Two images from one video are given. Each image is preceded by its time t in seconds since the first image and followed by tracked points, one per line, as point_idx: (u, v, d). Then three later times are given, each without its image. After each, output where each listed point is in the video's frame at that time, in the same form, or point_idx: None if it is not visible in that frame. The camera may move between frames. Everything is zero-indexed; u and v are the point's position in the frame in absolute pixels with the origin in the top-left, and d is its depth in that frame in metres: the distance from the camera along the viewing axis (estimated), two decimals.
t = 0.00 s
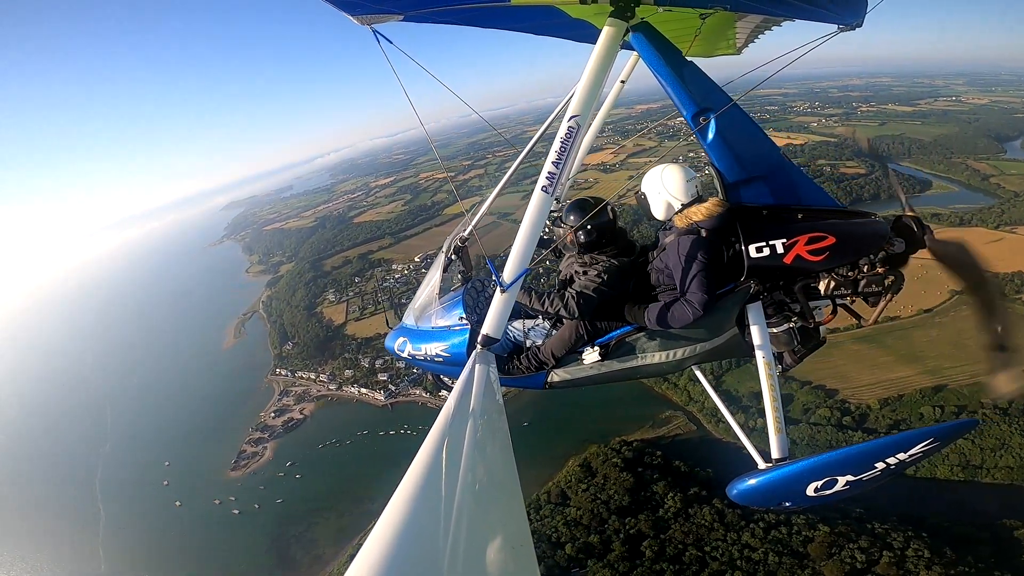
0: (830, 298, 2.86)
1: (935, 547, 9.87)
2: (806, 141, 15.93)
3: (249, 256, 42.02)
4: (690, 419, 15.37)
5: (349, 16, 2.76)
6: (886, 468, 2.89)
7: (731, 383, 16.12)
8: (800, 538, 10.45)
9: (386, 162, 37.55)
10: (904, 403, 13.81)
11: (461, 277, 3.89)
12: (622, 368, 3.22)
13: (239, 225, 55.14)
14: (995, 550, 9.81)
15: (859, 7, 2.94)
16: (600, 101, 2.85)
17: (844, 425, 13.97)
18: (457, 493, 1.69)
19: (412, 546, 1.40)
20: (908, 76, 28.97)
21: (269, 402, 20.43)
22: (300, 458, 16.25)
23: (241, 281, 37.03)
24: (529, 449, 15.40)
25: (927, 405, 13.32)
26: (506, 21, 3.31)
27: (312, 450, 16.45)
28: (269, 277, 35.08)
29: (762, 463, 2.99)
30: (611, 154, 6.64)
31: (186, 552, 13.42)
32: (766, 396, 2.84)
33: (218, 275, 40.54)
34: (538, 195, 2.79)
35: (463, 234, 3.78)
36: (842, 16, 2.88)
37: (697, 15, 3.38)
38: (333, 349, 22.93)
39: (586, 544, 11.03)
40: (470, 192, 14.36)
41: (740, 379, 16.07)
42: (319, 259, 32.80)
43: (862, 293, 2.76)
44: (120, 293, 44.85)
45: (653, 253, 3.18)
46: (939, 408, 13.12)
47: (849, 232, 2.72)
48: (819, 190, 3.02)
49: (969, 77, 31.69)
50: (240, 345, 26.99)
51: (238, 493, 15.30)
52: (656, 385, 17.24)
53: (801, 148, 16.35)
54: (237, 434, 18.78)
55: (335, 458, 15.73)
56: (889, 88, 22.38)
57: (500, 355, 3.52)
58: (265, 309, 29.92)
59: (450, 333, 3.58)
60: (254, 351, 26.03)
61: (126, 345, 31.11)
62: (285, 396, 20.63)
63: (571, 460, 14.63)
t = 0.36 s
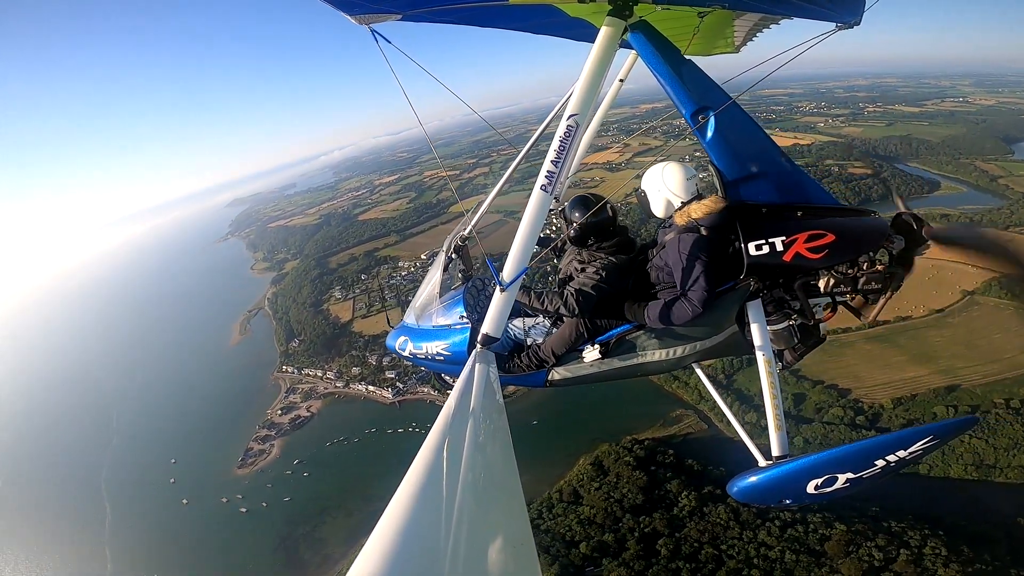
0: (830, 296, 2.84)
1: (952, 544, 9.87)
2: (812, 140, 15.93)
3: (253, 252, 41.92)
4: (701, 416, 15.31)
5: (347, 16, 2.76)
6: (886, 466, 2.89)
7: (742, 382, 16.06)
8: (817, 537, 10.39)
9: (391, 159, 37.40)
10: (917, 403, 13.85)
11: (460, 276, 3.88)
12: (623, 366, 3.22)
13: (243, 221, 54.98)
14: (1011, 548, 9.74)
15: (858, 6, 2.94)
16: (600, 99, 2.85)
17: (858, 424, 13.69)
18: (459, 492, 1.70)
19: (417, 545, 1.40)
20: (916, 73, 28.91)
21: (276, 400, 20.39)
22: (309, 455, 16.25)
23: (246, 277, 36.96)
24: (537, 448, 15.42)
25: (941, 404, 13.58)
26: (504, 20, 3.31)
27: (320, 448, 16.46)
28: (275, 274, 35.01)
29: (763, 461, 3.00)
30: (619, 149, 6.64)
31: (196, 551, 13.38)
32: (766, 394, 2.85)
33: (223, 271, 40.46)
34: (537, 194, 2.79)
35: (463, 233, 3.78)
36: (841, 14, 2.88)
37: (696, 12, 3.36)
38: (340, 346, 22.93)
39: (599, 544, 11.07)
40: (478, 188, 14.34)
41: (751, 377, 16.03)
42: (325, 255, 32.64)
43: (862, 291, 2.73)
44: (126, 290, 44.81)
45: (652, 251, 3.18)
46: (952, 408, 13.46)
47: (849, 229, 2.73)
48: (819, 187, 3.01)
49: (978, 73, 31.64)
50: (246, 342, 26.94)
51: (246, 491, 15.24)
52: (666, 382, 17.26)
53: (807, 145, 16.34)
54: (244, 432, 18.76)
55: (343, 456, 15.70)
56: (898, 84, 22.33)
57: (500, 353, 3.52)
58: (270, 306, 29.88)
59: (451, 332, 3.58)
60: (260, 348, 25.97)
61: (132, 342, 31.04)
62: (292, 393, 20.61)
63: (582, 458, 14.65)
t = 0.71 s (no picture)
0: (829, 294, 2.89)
1: (969, 543, 9.70)
2: (817, 139, 15.98)
3: (259, 249, 41.84)
4: (712, 414, 15.20)
5: (346, 15, 2.77)
6: (884, 462, 2.90)
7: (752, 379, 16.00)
8: (833, 535, 10.35)
9: (396, 157, 37.26)
10: (930, 402, 13.42)
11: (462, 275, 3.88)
12: (623, 363, 3.24)
13: (248, 218, 54.91)
14: None
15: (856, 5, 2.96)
16: (598, 97, 2.85)
17: (872, 423, 13.55)
18: (457, 490, 1.71)
19: (415, 544, 1.41)
20: (927, 71, 28.82)
21: (283, 397, 20.38)
22: (316, 453, 16.27)
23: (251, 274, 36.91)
24: (545, 447, 15.44)
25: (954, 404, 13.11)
26: (503, 19, 3.32)
27: (328, 445, 16.47)
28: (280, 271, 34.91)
29: (762, 457, 3.01)
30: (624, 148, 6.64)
31: (198, 549, 13.35)
32: (765, 391, 2.85)
33: (228, 268, 40.41)
34: (536, 193, 2.79)
35: (463, 232, 3.77)
36: (840, 13, 2.90)
37: (695, 11, 3.36)
38: (348, 343, 22.90)
39: (614, 542, 11.15)
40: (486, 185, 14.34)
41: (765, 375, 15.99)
42: (330, 252, 32.48)
43: (860, 288, 2.79)
44: (132, 286, 44.84)
45: (651, 248, 3.18)
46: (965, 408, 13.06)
47: (848, 227, 2.74)
48: (816, 184, 3.02)
49: (988, 72, 31.54)
50: (252, 338, 26.92)
51: (253, 489, 15.20)
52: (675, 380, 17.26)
53: (813, 144, 16.38)
54: (251, 430, 18.76)
55: (351, 455, 15.71)
56: (907, 81, 22.27)
57: (500, 350, 3.53)
58: (276, 302, 29.85)
59: (451, 329, 3.60)
60: (266, 345, 25.94)
61: (137, 338, 31.03)
62: (299, 390, 20.61)
63: (592, 456, 14.65)
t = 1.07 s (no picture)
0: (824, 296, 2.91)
1: (986, 539, 9.74)
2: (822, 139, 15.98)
3: (261, 247, 41.68)
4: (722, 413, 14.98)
5: (346, 17, 2.77)
6: (878, 463, 2.91)
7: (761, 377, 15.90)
8: (850, 532, 10.35)
9: (398, 155, 36.92)
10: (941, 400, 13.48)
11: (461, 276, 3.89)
12: (621, 364, 3.24)
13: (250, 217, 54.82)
14: None
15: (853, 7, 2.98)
16: (597, 98, 2.86)
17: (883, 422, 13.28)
18: (456, 493, 1.72)
19: (414, 543, 1.44)
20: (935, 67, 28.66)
21: (289, 395, 20.37)
22: (324, 453, 16.25)
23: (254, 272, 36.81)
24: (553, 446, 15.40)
25: (966, 402, 13.09)
26: (502, 22, 3.33)
27: (335, 444, 16.43)
28: (283, 269, 34.75)
29: (758, 458, 3.02)
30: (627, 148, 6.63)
31: (198, 549, 13.46)
32: (761, 392, 2.87)
33: (232, 266, 40.30)
34: (535, 197, 2.81)
35: (463, 233, 3.82)
36: (837, 16, 2.91)
37: (692, 14, 3.38)
38: (353, 342, 22.85)
39: (630, 540, 11.19)
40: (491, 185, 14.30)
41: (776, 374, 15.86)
42: (334, 250, 32.24)
43: (855, 291, 2.81)
44: (136, 284, 44.78)
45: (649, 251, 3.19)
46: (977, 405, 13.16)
47: (843, 229, 2.76)
48: (814, 187, 3.03)
49: (996, 67, 31.29)
50: (257, 337, 26.87)
51: (260, 488, 15.13)
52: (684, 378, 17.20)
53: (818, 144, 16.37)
54: (257, 429, 18.72)
55: (358, 454, 15.70)
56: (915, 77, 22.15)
57: (498, 352, 3.54)
58: (280, 300, 29.76)
59: (450, 331, 3.61)
60: (270, 344, 25.85)
61: (139, 337, 30.94)
62: (305, 389, 20.58)
63: (603, 454, 14.60)
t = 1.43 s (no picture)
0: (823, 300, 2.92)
1: (1002, 536, 9.78)
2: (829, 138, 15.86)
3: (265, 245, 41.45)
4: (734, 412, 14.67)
5: (345, 19, 2.77)
6: (878, 467, 2.92)
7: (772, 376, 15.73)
8: (867, 528, 10.31)
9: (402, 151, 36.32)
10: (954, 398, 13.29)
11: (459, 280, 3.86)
12: (620, 368, 3.24)
13: (251, 216, 54.65)
14: None
15: (851, 12, 3.00)
16: (597, 101, 2.85)
17: (896, 419, 13.31)
18: (455, 497, 1.72)
19: (411, 543, 1.44)
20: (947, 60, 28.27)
21: (295, 394, 20.30)
22: (331, 452, 16.18)
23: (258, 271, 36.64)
24: (558, 444, 15.11)
25: (978, 400, 12.96)
26: (501, 25, 3.33)
27: (343, 443, 16.37)
28: (287, 267, 34.51)
29: (758, 463, 3.02)
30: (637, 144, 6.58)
31: (198, 550, 13.46)
32: (761, 396, 2.88)
33: (235, 264, 40.12)
34: (534, 200, 2.80)
35: (462, 236, 3.81)
36: (835, 20, 2.93)
37: (691, 17, 3.37)
38: (360, 340, 22.73)
39: (645, 538, 11.13)
40: (496, 184, 14.18)
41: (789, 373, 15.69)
42: (338, 248, 31.81)
43: (855, 295, 2.82)
44: (140, 283, 44.76)
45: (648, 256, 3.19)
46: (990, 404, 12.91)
47: (842, 233, 2.76)
48: (813, 191, 3.03)
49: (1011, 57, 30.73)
50: (261, 334, 26.75)
51: (267, 487, 15.02)
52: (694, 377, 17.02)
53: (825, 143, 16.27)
54: (263, 428, 18.60)
55: (365, 453, 15.66)
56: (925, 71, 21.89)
57: (497, 356, 3.53)
58: (284, 298, 29.58)
59: (448, 334, 3.61)
60: (275, 342, 25.66)
61: (144, 335, 30.89)
62: (311, 387, 20.48)
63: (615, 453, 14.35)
